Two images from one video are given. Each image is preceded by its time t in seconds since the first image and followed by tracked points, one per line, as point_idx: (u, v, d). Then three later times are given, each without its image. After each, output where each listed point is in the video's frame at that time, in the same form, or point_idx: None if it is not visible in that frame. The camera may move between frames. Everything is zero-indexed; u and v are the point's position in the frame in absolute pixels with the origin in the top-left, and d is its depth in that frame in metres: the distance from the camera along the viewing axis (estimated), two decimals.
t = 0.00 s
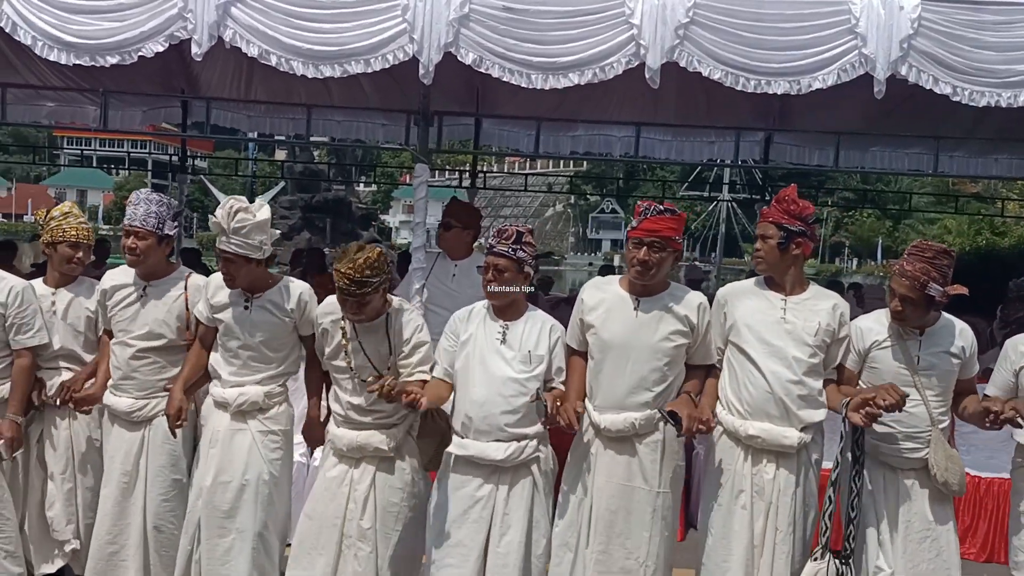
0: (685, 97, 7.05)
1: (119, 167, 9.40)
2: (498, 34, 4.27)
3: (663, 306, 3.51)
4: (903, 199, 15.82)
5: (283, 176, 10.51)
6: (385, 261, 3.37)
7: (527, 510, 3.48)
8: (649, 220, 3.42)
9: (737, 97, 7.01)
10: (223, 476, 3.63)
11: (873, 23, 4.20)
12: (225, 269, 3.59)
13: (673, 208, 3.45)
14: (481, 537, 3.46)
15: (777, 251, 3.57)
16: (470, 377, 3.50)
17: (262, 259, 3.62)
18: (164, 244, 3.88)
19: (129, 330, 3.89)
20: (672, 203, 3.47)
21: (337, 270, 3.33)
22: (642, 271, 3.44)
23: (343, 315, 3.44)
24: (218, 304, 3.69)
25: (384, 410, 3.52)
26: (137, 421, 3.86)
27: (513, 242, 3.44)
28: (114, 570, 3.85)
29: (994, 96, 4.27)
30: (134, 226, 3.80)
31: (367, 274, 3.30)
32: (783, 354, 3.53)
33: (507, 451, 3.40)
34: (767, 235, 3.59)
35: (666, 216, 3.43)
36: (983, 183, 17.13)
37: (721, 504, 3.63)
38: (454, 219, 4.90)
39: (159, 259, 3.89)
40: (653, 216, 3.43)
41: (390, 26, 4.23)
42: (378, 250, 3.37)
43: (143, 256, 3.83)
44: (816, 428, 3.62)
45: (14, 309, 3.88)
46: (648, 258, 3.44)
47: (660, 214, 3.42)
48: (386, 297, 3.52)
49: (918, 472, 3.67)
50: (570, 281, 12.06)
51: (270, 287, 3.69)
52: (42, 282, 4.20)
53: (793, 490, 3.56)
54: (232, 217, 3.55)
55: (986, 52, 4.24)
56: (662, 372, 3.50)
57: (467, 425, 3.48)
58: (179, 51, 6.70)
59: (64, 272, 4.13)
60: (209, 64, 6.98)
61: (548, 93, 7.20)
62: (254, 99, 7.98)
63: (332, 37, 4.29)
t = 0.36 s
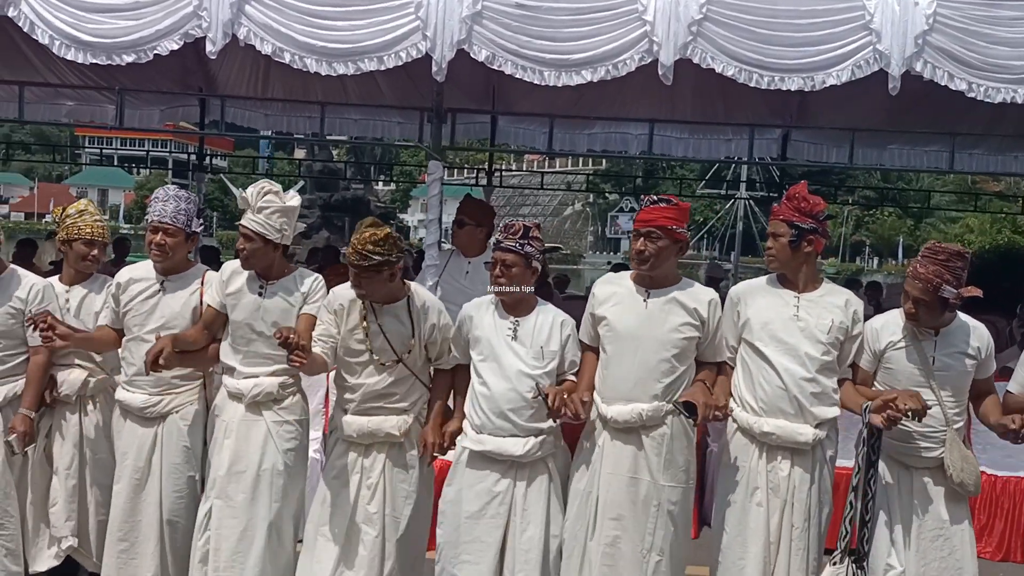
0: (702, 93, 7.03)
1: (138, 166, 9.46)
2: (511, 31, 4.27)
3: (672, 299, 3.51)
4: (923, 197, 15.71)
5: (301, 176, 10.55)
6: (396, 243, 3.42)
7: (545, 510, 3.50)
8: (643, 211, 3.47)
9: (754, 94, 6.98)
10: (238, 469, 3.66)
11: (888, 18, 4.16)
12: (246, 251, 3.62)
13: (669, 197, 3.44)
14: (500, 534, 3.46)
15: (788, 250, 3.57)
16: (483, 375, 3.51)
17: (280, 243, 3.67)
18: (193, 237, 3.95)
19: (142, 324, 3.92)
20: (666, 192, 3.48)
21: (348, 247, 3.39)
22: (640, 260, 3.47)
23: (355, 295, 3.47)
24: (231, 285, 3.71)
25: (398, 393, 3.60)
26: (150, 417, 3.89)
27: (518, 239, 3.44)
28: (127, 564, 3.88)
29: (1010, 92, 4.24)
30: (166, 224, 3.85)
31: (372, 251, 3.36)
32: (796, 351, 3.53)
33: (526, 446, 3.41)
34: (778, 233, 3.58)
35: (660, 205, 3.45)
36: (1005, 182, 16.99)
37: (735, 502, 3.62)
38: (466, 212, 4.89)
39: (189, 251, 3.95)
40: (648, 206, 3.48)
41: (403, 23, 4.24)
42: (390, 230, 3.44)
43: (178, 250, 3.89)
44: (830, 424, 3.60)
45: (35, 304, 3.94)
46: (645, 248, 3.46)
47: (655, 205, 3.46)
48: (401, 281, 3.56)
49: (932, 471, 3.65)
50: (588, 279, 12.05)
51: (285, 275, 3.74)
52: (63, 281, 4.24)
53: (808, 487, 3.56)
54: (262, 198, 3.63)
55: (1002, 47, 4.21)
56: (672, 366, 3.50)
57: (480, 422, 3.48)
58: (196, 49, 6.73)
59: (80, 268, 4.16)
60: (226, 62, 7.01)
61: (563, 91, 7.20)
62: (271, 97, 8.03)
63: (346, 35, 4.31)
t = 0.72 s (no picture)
0: (716, 91, 7.03)
1: (155, 165, 9.51)
2: (522, 30, 4.27)
3: (682, 300, 3.51)
4: (940, 195, 15.64)
5: (316, 174, 10.58)
6: (389, 244, 3.47)
7: (549, 511, 3.50)
8: (645, 220, 3.45)
9: (768, 92, 6.97)
10: (254, 468, 3.69)
11: (900, 16, 4.15)
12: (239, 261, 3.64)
13: (670, 205, 3.43)
14: (503, 536, 3.47)
15: (801, 248, 3.55)
16: (489, 381, 3.50)
17: (273, 252, 3.65)
18: (191, 239, 3.93)
19: (155, 322, 3.95)
20: (669, 198, 3.45)
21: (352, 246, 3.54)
22: (645, 268, 3.46)
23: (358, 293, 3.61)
24: (236, 299, 3.74)
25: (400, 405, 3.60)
26: (158, 413, 3.92)
27: (528, 241, 3.46)
28: (139, 560, 3.91)
29: (1022, 89, 4.23)
30: (160, 219, 3.88)
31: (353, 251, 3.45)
32: (809, 350, 3.51)
33: (528, 449, 3.41)
34: (791, 232, 3.56)
35: (660, 212, 3.43)
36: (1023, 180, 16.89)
37: (748, 502, 3.61)
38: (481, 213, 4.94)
39: (184, 253, 3.93)
40: (650, 213, 3.46)
41: (414, 22, 4.26)
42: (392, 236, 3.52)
43: (166, 249, 3.90)
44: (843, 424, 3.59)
45: (46, 305, 3.96)
46: (648, 257, 3.46)
47: (655, 213, 3.44)
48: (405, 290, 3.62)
49: (944, 470, 3.65)
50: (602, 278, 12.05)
51: (287, 282, 3.75)
52: (76, 277, 4.29)
53: (823, 487, 3.56)
54: (250, 208, 3.64)
55: (1015, 45, 4.19)
56: (683, 366, 3.49)
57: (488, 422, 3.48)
58: (211, 48, 6.75)
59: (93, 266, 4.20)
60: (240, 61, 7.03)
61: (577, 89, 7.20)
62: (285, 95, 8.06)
63: (357, 34, 4.32)
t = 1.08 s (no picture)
0: (728, 90, 7.02)
1: (169, 163, 9.54)
2: (531, 27, 4.28)
3: (686, 292, 3.50)
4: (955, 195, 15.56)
5: (328, 173, 10.60)
6: (385, 223, 3.50)
7: (555, 507, 3.49)
8: (647, 214, 3.44)
9: (780, 89, 6.95)
10: (262, 461, 3.71)
11: (910, 13, 4.12)
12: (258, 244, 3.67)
13: (672, 200, 3.42)
14: (509, 528, 3.48)
15: (815, 244, 3.54)
16: (497, 373, 3.51)
17: (292, 237, 3.69)
18: (189, 234, 3.95)
19: (166, 317, 3.98)
20: (671, 193, 3.44)
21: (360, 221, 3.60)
22: (650, 265, 3.46)
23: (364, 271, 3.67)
24: (248, 286, 3.74)
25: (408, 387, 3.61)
26: (169, 407, 3.94)
27: (536, 232, 3.44)
28: (149, 554, 3.93)
29: None
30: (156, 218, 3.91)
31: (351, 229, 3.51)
32: (821, 347, 3.50)
33: (535, 444, 3.41)
34: (804, 227, 3.55)
35: (663, 208, 3.42)
36: None
37: (756, 497, 3.62)
38: (496, 212, 5.08)
39: (183, 249, 3.96)
40: (652, 208, 3.45)
41: (423, 20, 4.26)
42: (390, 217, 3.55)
43: (165, 247, 3.92)
44: (852, 421, 3.58)
45: (56, 298, 3.98)
46: (651, 253, 3.45)
47: (657, 207, 3.43)
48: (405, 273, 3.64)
49: (964, 465, 3.62)
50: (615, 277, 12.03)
51: (299, 270, 3.75)
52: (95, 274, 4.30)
53: (831, 484, 3.54)
54: (272, 191, 3.67)
55: None
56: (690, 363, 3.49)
57: (495, 415, 3.50)
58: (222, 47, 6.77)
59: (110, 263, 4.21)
60: (251, 58, 7.04)
61: (589, 87, 7.20)
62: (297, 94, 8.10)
63: (366, 31, 4.32)
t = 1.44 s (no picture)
0: (737, 88, 7.00)
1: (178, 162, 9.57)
2: (538, 26, 4.27)
3: (686, 306, 3.49)
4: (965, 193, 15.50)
5: (337, 172, 10.62)
6: (407, 228, 3.50)
7: (564, 506, 3.53)
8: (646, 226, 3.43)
9: (788, 88, 6.94)
10: (268, 460, 3.72)
11: (918, 11, 4.11)
12: (275, 248, 3.69)
13: (671, 211, 3.41)
14: (519, 526, 3.49)
15: (832, 246, 3.53)
16: (505, 370, 3.52)
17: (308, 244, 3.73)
18: (203, 238, 3.97)
19: (173, 316, 4.00)
20: (671, 205, 3.43)
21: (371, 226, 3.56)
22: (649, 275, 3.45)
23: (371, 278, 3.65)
24: (258, 284, 3.79)
25: (417, 391, 3.64)
26: (176, 401, 3.96)
27: (541, 231, 3.46)
28: (155, 553, 3.95)
29: None
30: (167, 244, 3.87)
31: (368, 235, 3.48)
32: (837, 349, 3.50)
33: (545, 440, 3.43)
34: (820, 229, 3.54)
35: (661, 220, 3.41)
36: None
37: (772, 499, 3.61)
38: (506, 208, 5.02)
39: (203, 252, 3.98)
40: (650, 219, 3.43)
41: (430, 19, 4.26)
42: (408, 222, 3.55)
43: (189, 258, 3.93)
44: (868, 422, 3.59)
45: (68, 294, 4.00)
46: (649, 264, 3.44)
47: (656, 219, 3.41)
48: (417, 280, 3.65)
49: (993, 472, 3.54)
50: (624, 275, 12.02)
51: (308, 275, 3.81)
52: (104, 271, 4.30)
53: (848, 484, 3.55)
54: (296, 199, 3.68)
55: None
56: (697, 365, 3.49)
57: (501, 415, 3.49)
58: (231, 46, 6.79)
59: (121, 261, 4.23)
60: (259, 56, 7.05)
61: (598, 85, 7.20)
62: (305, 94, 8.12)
63: (373, 30, 4.33)
